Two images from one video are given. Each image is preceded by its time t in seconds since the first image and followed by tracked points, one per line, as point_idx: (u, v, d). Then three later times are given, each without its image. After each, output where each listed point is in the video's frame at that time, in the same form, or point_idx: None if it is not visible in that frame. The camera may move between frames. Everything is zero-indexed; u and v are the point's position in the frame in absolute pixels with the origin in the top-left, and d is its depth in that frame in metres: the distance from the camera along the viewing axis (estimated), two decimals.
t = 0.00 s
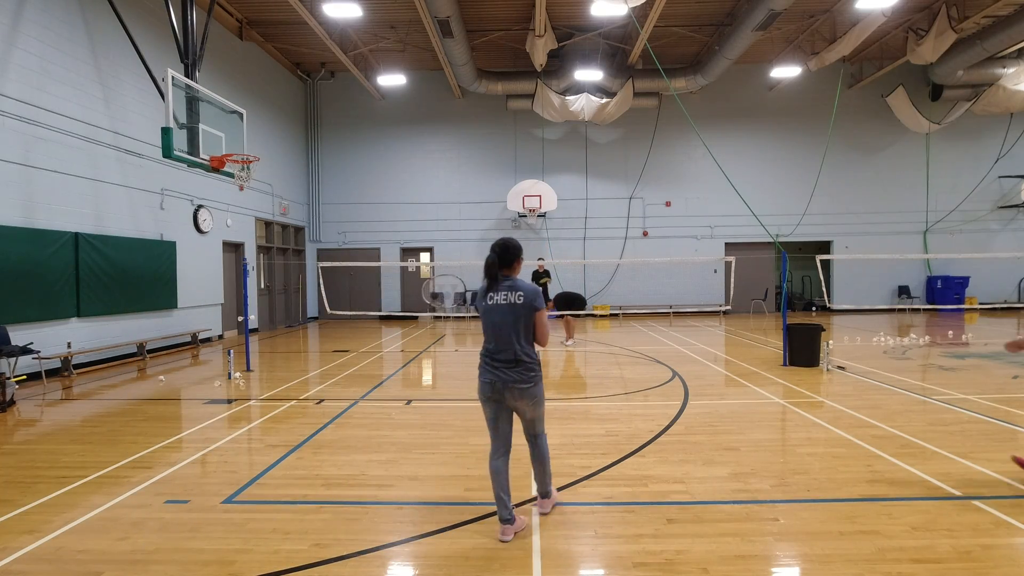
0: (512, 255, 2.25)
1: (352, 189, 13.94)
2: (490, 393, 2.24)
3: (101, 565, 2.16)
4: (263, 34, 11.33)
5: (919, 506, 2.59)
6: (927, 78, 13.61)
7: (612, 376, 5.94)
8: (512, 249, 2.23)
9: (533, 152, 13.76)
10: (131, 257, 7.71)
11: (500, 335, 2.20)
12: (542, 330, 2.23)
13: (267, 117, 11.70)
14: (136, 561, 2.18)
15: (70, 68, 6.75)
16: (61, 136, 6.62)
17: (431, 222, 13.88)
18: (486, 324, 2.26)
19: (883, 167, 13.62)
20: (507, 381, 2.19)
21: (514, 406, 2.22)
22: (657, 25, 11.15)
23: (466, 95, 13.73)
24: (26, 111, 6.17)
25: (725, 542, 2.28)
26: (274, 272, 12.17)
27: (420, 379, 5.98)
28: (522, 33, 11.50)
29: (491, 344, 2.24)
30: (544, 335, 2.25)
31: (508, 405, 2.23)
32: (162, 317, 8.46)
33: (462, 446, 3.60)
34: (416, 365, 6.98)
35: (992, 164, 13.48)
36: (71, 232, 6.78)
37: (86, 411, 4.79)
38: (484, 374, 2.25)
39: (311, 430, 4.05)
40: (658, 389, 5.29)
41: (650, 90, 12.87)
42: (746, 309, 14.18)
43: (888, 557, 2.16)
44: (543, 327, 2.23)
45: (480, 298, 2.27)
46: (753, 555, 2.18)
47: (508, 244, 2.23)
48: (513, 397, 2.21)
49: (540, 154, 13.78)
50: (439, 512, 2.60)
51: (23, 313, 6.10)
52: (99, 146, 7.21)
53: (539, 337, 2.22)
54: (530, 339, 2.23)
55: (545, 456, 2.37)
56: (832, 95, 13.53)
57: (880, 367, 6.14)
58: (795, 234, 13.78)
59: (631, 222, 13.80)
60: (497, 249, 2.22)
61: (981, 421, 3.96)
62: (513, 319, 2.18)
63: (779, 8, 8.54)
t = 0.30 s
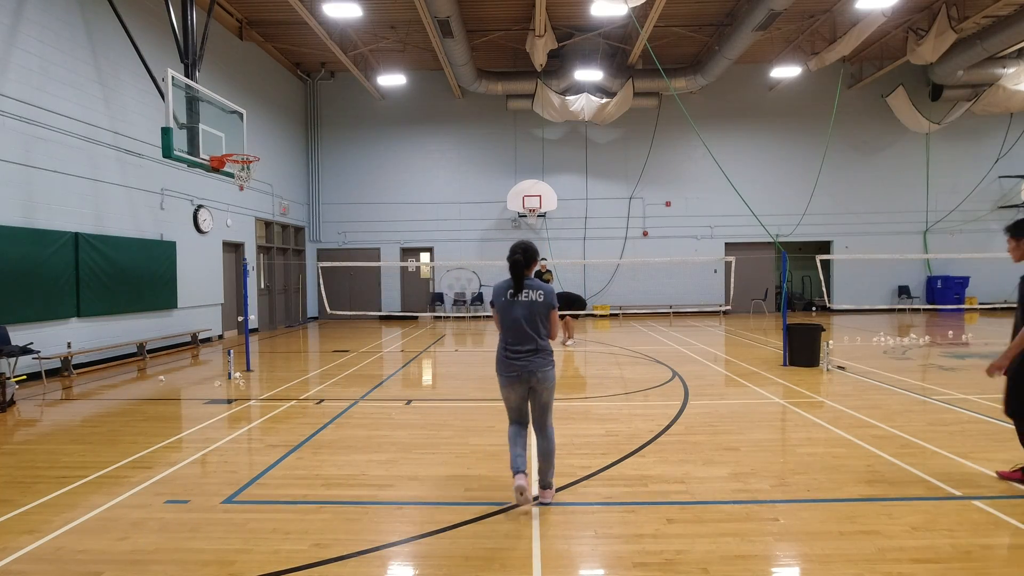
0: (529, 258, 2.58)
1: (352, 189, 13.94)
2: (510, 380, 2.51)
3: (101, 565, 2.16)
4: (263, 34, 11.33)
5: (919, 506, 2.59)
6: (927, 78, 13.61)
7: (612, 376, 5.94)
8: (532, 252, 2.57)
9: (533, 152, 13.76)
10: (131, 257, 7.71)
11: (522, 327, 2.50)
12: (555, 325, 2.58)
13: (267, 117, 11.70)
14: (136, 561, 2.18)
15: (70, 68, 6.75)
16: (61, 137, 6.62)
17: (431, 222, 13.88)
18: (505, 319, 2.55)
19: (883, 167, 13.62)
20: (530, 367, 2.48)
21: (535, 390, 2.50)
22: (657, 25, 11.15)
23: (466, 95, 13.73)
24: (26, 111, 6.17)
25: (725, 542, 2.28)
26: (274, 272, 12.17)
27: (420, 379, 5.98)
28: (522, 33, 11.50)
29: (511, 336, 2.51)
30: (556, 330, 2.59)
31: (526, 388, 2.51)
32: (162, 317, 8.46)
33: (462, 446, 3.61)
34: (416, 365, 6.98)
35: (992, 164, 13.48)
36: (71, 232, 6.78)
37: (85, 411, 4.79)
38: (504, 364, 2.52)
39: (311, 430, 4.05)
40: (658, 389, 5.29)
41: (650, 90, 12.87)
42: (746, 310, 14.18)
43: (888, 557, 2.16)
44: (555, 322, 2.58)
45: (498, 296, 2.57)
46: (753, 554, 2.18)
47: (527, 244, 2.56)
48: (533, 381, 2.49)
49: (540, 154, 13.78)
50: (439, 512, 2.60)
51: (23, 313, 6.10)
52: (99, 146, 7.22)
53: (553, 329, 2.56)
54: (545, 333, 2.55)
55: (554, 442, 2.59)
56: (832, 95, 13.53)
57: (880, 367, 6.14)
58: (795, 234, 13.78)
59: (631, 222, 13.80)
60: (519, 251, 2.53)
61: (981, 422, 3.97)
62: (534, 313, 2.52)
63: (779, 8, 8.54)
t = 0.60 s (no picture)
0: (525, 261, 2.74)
1: (352, 189, 13.94)
2: (512, 371, 2.63)
3: (101, 565, 2.16)
4: (263, 34, 11.33)
5: (919, 506, 2.59)
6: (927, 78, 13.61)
7: (612, 376, 5.94)
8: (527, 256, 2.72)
9: (533, 152, 13.76)
10: (131, 257, 7.71)
11: (524, 323, 2.64)
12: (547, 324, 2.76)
13: (267, 117, 11.70)
14: (136, 562, 2.18)
15: (70, 68, 6.75)
16: (61, 137, 6.62)
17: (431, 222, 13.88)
18: (506, 316, 2.67)
19: (883, 167, 13.62)
20: (531, 359, 2.60)
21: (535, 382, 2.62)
22: (657, 25, 11.15)
23: (466, 95, 13.73)
24: (26, 111, 6.17)
25: (725, 543, 2.28)
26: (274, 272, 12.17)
27: (421, 379, 5.98)
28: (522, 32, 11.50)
29: (514, 331, 2.63)
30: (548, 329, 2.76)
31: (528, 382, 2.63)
32: (162, 317, 8.47)
33: (462, 446, 3.61)
34: (416, 365, 6.98)
35: (993, 164, 13.48)
36: (71, 232, 6.78)
37: (85, 411, 4.79)
38: (506, 356, 2.63)
39: (311, 430, 4.05)
40: (658, 389, 5.29)
41: (650, 90, 12.87)
42: (746, 310, 14.18)
43: (888, 557, 2.16)
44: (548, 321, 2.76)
45: (499, 296, 2.68)
46: (753, 555, 2.18)
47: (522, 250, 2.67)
48: (534, 373, 2.61)
49: (540, 154, 13.78)
50: (439, 512, 2.60)
51: (23, 313, 6.10)
52: (99, 146, 7.22)
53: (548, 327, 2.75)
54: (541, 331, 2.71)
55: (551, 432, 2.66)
56: (831, 95, 13.53)
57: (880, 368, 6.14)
58: (795, 234, 13.78)
59: (631, 222, 13.80)
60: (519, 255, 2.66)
61: (981, 421, 3.97)
62: (535, 311, 2.66)
63: (779, 8, 8.54)
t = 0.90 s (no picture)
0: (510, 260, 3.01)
1: (352, 189, 13.94)
2: (499, 360, 2.91)
3: (100, 565, 2.16)
4: (263, 34, 11.33)
5: (919, 506, 2.59)
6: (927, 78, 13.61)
7: (613, 376, 5.95)
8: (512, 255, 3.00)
9: (533, 152, 13.76)
10: (131, 257, 7.71)
11: (512, 317, 2.94)
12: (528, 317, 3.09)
13: (267, 117, 11.69)
14: (136, 562, 2.18)
15: (70, 68, 6.75)
16: (61, 137, 6.62)
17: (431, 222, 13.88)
18: (494, 309, 2.97)
19: (883, 167, 13.62)
20: (520, 349, 2.93)
21: (519, 370, 2.95)
22: (657, 25, 11.15)
23: (466, 95, 13.73)
24: (26, 110, 6.17)
25: (725, 542, 2.28)
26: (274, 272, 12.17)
27: (421, 379, 5.98)
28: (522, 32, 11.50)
29: (504, 324, 2.94)
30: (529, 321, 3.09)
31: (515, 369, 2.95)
32: (162, 317, 8.47)
33: (462, 446, 3.61)
34: (416, 365, 6.98)
35: (993, 164, 13.48)
36: (71, 232, 6.78)
37: (85, 411, 4.79)
38: (496, 347, 2.92)
39: (311, 430, 4.05)
40: (658, 389, 5.29)
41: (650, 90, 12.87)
42: (746, 310, 14.18)
43: (888, 557, 2.16)
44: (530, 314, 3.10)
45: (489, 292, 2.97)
46: (753, 555, 2.18)
47: (507, 248, 2.95)
48: (518, 362, 2.93)
49: (540, 154, 13.78)
50: (439, 512, 2.60)
51: (23, 313, 6.10)
52: (99, 147, 7.21)
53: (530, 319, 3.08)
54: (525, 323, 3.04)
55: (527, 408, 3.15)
56: (831, 95, 13.54)
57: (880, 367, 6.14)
58: (795, 234, 13.78)
59: (631, 222, 13.80)
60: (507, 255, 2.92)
61: (980, 421, 3.97)
62: (519, 305, 2.97)
63: (779, 8, 8.54)
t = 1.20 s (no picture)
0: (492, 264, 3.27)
1: (352, 189, 13.94)
2: (483, 357, 3.26)
3: (100, 565, 2.16)
4: (263, 34, 11.33)
5: (919, 506, 2.59)
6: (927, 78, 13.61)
7: (613, 376, 5.95)
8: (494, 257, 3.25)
9: (533, 152, 13.76)
10: (131, 257, 7.71)
11: (495, 316, 3.25)
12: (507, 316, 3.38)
13: (267, 117, 11.69)
14: (136, 561, 2.18)
15: (69, 67, 6.74)
16: (61, 137, 6.62)
17: (431, 222, 13.88)
18: (479, 309, 3.26)
19: (883, 167, 13.62)
20: (502, 345, 3.26)
21: (501, 364, 3.29)
22: (657, 25, 11.15)
23: (466, 95, 13.73)
24: (26, 111, 6.17)
25: (726, 543, 2.28)
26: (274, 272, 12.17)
27: (421, 379, 5.97)
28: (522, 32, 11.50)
29: (488, 323, 3.24)
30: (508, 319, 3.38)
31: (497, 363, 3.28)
32: (162, 317, 8.47)
33: (462, 446, 3.61)
34: (416, 365, 6.98)
35: (993, 164, 13.48)
36: (70, 232, 6.77)
37: (85, 411, 4.79)
38: (479, 343, 3.25)
39: (311, 430, 4.05)
40: (658, 389, 5.29)
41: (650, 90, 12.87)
42: (746, 310, 14.18)
43: (888, 557, 2.16)
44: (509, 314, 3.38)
45: (474, 292, 3.27)
46: (753, 555, 2.18)
47: (492, 252, 3.21)
48: (501, 359, 3.27)
49: (540, 154, 13.78)
50: (439, 512, 2.60)
51: (23, 313, 6.10)
52: (99, 146, 7.21)
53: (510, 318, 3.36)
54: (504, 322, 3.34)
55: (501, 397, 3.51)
56: (831, 95, 13.54)
57: (879, 367, 6.14)
58: (795, 234, 13.78)
59: (631, 222, 13.79)
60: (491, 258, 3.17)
61: (980, 421, 3.97)
62: (503, 306, 3.27)
63: (778, 8, 8.54)
